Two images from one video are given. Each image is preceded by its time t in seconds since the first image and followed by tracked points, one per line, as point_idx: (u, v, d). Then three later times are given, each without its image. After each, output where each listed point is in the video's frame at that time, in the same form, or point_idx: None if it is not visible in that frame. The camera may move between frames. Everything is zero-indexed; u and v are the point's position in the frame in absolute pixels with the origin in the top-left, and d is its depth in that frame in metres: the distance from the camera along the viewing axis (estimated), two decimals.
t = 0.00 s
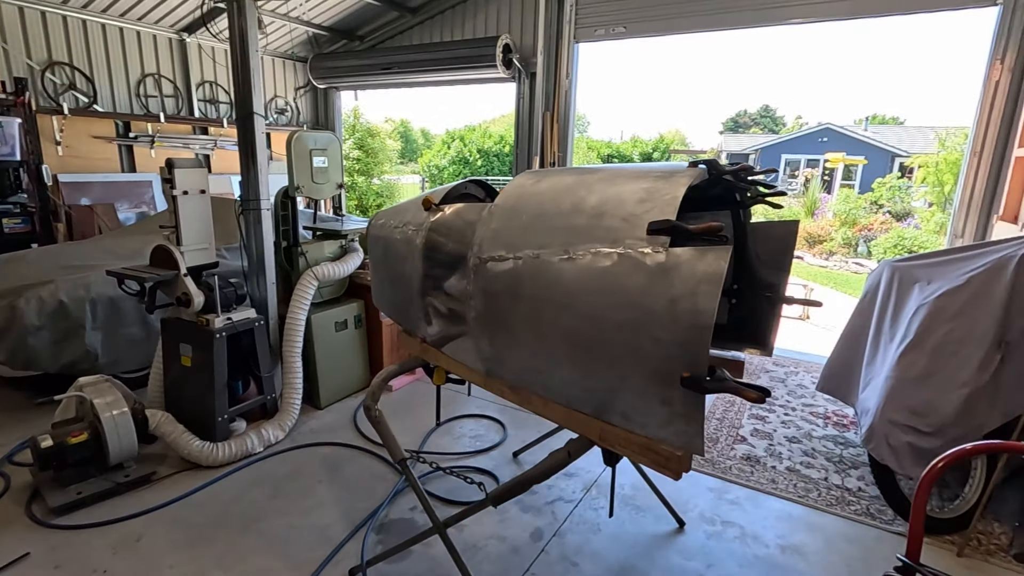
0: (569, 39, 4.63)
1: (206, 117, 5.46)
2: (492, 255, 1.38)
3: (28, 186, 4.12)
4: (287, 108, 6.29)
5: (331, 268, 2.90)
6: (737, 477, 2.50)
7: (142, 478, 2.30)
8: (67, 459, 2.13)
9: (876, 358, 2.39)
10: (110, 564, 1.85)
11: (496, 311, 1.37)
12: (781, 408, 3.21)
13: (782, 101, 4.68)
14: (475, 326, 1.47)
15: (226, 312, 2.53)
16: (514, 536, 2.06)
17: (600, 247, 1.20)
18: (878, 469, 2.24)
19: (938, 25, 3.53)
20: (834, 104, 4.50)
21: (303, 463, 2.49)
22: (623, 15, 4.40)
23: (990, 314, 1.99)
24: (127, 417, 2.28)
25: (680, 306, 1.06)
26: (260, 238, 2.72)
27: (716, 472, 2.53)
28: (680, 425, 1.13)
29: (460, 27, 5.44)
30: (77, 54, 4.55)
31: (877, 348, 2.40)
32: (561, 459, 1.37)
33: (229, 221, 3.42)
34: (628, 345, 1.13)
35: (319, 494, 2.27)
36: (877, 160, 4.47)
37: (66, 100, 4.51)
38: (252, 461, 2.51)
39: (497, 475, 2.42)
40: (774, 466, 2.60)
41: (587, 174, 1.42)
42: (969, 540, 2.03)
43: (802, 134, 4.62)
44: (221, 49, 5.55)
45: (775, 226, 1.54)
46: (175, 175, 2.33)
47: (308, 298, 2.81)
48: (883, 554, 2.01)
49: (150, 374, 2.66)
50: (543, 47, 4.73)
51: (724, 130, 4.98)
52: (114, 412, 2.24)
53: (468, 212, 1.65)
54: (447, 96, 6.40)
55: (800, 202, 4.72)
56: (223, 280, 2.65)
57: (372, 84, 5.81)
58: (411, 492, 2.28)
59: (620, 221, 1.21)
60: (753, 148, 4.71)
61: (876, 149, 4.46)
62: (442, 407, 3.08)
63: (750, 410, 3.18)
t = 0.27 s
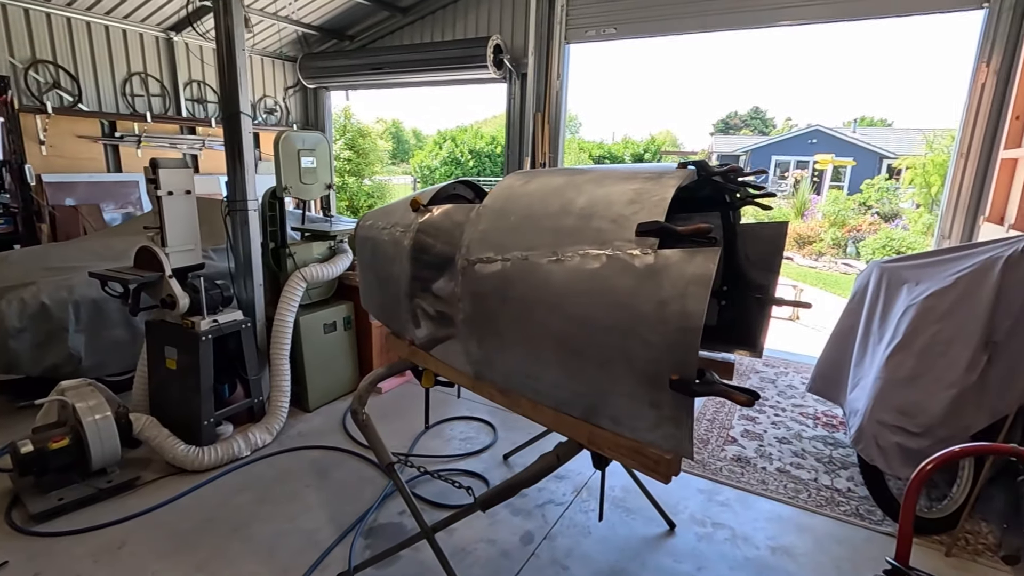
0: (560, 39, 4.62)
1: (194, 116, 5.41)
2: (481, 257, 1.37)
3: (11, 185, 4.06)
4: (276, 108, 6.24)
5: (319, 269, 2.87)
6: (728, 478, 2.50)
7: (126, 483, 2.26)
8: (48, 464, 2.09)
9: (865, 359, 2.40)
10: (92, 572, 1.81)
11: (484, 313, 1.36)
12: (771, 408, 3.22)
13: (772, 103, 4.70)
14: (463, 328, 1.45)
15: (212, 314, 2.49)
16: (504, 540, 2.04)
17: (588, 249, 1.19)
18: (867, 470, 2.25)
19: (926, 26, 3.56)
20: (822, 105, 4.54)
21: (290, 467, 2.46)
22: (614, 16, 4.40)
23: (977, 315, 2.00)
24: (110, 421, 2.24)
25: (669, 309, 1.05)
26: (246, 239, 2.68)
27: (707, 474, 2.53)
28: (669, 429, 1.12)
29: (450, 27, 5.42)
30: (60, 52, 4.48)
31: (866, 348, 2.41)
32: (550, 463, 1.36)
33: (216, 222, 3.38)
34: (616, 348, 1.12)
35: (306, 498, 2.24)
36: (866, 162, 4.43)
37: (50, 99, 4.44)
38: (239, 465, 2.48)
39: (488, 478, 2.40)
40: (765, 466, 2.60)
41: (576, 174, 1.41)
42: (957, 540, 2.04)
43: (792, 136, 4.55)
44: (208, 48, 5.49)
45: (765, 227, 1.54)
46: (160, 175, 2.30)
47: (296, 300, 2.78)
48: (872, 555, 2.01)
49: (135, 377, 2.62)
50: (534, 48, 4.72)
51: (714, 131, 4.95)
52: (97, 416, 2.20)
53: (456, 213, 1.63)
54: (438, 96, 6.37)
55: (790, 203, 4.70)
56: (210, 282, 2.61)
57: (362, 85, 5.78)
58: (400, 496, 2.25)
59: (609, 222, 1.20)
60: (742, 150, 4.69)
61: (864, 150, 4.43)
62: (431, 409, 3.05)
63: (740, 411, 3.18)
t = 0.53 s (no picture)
0: (551, 40, 4.63)
1: (182, 117, 5.36)
2: (472, 258, 1.36)
3: None
4: (265, 108, 6.19)
5: (309, 271, 2.85)
6: (719, 478, 2.51)
7: (112, 488, 2.23)
8: (31, 469, 2.06)
9: (854, 359, 2.42)
10: None
11: (475, 315, 1.35)
12: (762, 408, 3.23)
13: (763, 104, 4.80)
14: (454, 330, 1.44)
15: (201, 316, 2.46)
16: (496, 543, 2.03)
17: (580, 250, 1.18)
18: (857, 469, 2.26)
19: (914, 29, 3.60)
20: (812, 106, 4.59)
21: (281, 470, 2.44)
22: (605, 17, 4.40)
23: (965, 315, 2.02)
24: (95, 426, 2.21)
25: (660, 310, 1.05)
26: (235, 240, 2.66)
27: (699, 475, 2.53)
28: (662, 431, 1.12)
29: (441, 28, 5.41)
30: (45, 51, 4.41)
31: (856, 349, 2.42)
32: (542, 465, 1.35)
33: (205, 224, 3.35)
34: (608, 349, 1.12)
35: (296, 502, 2.22)
36: (854, 163, 4.52)
37: (34, 98, 4.38)
38: (227, 469, 2.45)
39: (479, 480, 2.39)
40: (756, 466, 2.62)
41: (568, 176, 1.40)
42: (945, 538, 2.06)
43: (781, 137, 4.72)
44: (197, 47, 5.44)
45: (755, 228, 1.54)
46: (147, 175, 2.27)
47: (286, 302, 2.75)
48: (862, 554, 2.02)
49: (121, 380, 2.58)
50: (525, 49, 4.72)
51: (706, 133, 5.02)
52: (82, 420, 2.17)
53: (447, 214, 1.62)
54: (429, 97, 6.35)
55: (779, 204, 4.69)
56: (198, 283, 2.58)
57: (353, 85, 5.75)
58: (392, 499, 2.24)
59: (601, 223, 1.20)
60: (731, 151, 4.77)
61: (852, 152, 4.52)
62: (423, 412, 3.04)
63: (731, 411, 3.20)
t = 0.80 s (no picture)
0: (545, 41, 4.63)
1: (174, 117, 5.33)
2: (466, 259, 1.36)
3: None
4: (259, 109, 6.16)
5: (303, 272, 2.84)
6: (714, 478, 2.52)
7: (103, 492, 2.21)
8: (22, 472, 2.05)
9: (848, 358, 2.43)
10: None
11: (470, 316, 1.35)
12: (757, 408, 3.25)
13: (755, 106, 4.75)
14: (449, 331, 1.44)
15: (194, 318, 2.45)
16: (491, 544, 2.03)
17: (575, 251, 1.18)
18: (851, 468, 2.27)
19: (906, 31, 3.62)
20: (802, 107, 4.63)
21: (275, 472, 2.43)
22: (600, 19, 4.41)
23: (957, 315, 2.03)
24: (88, 429, 2.19)
25: (655, 310, 1.05)
26: (229, 242, 2.64)
27: (693, 475, 2.54)
28: (656, 431, 1.12)
29: (435, 29, 5.40)
30: (36, 51, 4.38)
31: (850, 348, 2.44)
32: (537, 466, 1.35)
33: (197, 225, 3.33)
34: (603, 350, 1.12)
35: (290, 504, 2.21)
36: (846, 164, 4.47)
37: (25, 99, 4.34)
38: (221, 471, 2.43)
39: (475, 481, 2.39)
40: (750, 466, 2.63)
41: (562, 176, 1.40)
42: (938, 536, 2.08)
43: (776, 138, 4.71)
44: (189, 47, 5.41)
45: (749, 228, 1.54)
46: (139, 176, 2.25)
47: (280, 303, 2.74)
48: (856, 553, 2.03)
49: (113, 382, 2.56)
50: (520, 50, 4.71)
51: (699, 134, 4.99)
52: (73, 423, 2.15)
53: (442, 214, 1.62)
54: (423, 97, 6.34)
55: (772, 204, 4.75)
56: (191, 285, 2.56)
57: (347, 85, 5.73)
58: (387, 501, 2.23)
59: (595, 224, 1.20)
60: (725, 152, 4.81)
61: (845, 153, 4.46)
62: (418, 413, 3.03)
63: (726, 411, 3.21)
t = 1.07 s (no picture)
0: (542, 42, 4.63)
1: (170, 118, 5.31)
2: (462, 260, 1.35)
3: None
4: (255, 109, 6.14)
5: (299, 273, 2.83)
6: (711, 479, 2.51)
7: (97, 495, 2.19)
8: (14, 475, 2.04)
9: (844, 359, 2.43)
10: None
11: (466, 317, 1.34)
12: (754, 408, 3.25)
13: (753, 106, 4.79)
14: (445, 332, 1.43)
15: (188, 319, 2.43)
16: (488, 546, 2.02)
17: (571, 250, 1.18)
18: (848, 469, 2.28)
19: (901, 33, 3.63)
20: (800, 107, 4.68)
21: (270, 474, 2.42)
22: (596, 20, 4.41)
23: (952, 315, 2.04)
24: (81, 431, 2.17)
25: (651, 311, 1.05)
26: (224, 243, 2.63)
27: (690, 475, 2.54)
28: (653, 432, 1.12)
29: (432, 29, 5.39)
30: (29, 51, 4.35)
31: (846, 348, 2.44)
32: (534, 467, 1.35)
33: (192, 226, 3.31)
34: (599, 351, 1.12)
35: (286, 507, 2.20)
36: (842, 165, 4.61)
37: (19, 99, 4.32)
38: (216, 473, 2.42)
39: (472, 483, 2.38)
40: (747, 467, 2.63)
41: (559, 177, 1.40)
42: (935, 536, 2.08)
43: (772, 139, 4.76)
44: (184, 47, 5.39)
45: (745, 229, 1.54)
46: (132, 177, 2.24)
47: (276, 304, 2.72)
48: (853, 553, 2.03)
49: (107, 385, 2.54)
50: (516, 50, 4.71)
51: (695, 134, 5.06)
52: (67, 426, 2.13)
53: (438, 215, 1.61)
54: (420, 98, 6.33)
55: (768, 205, 4.74)
56: (185, 286, 2.55)
57: (343, 86, 5.72)
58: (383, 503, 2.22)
59: (592, 225, 1.19)
60: (721, 153, 4.79)
61: (840, 153, 4.62)
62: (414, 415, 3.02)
63: (723, 411, 3.21)
